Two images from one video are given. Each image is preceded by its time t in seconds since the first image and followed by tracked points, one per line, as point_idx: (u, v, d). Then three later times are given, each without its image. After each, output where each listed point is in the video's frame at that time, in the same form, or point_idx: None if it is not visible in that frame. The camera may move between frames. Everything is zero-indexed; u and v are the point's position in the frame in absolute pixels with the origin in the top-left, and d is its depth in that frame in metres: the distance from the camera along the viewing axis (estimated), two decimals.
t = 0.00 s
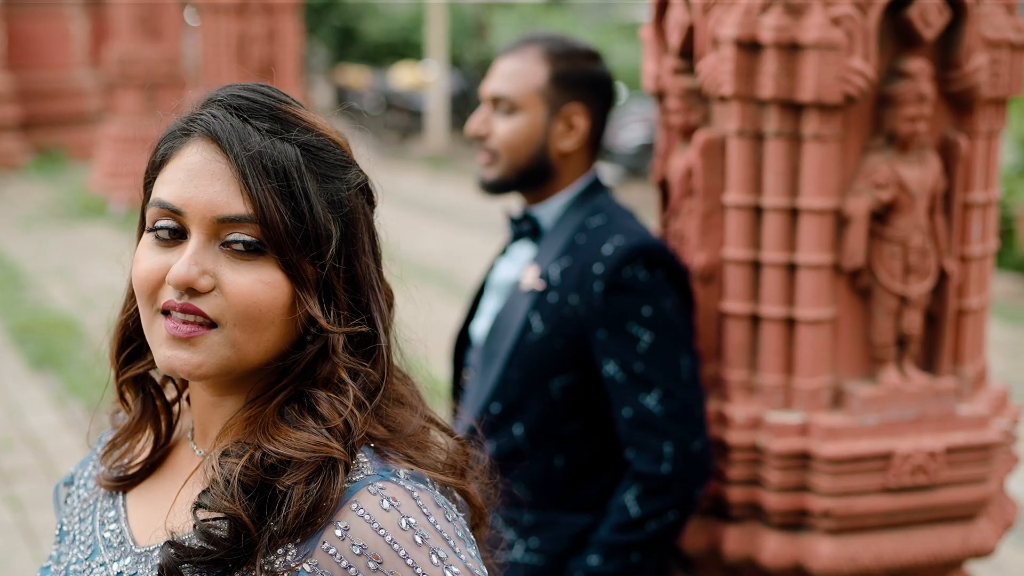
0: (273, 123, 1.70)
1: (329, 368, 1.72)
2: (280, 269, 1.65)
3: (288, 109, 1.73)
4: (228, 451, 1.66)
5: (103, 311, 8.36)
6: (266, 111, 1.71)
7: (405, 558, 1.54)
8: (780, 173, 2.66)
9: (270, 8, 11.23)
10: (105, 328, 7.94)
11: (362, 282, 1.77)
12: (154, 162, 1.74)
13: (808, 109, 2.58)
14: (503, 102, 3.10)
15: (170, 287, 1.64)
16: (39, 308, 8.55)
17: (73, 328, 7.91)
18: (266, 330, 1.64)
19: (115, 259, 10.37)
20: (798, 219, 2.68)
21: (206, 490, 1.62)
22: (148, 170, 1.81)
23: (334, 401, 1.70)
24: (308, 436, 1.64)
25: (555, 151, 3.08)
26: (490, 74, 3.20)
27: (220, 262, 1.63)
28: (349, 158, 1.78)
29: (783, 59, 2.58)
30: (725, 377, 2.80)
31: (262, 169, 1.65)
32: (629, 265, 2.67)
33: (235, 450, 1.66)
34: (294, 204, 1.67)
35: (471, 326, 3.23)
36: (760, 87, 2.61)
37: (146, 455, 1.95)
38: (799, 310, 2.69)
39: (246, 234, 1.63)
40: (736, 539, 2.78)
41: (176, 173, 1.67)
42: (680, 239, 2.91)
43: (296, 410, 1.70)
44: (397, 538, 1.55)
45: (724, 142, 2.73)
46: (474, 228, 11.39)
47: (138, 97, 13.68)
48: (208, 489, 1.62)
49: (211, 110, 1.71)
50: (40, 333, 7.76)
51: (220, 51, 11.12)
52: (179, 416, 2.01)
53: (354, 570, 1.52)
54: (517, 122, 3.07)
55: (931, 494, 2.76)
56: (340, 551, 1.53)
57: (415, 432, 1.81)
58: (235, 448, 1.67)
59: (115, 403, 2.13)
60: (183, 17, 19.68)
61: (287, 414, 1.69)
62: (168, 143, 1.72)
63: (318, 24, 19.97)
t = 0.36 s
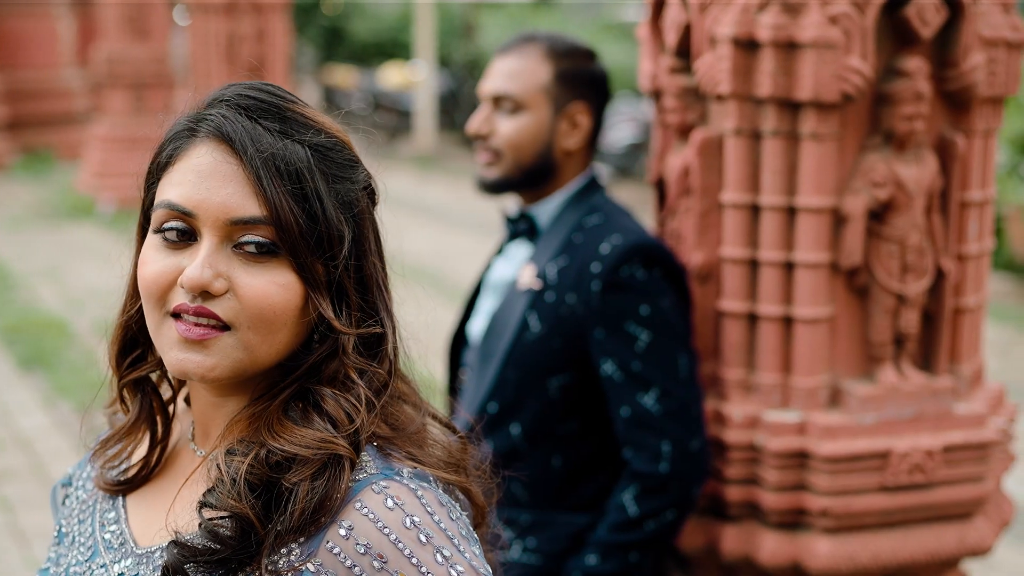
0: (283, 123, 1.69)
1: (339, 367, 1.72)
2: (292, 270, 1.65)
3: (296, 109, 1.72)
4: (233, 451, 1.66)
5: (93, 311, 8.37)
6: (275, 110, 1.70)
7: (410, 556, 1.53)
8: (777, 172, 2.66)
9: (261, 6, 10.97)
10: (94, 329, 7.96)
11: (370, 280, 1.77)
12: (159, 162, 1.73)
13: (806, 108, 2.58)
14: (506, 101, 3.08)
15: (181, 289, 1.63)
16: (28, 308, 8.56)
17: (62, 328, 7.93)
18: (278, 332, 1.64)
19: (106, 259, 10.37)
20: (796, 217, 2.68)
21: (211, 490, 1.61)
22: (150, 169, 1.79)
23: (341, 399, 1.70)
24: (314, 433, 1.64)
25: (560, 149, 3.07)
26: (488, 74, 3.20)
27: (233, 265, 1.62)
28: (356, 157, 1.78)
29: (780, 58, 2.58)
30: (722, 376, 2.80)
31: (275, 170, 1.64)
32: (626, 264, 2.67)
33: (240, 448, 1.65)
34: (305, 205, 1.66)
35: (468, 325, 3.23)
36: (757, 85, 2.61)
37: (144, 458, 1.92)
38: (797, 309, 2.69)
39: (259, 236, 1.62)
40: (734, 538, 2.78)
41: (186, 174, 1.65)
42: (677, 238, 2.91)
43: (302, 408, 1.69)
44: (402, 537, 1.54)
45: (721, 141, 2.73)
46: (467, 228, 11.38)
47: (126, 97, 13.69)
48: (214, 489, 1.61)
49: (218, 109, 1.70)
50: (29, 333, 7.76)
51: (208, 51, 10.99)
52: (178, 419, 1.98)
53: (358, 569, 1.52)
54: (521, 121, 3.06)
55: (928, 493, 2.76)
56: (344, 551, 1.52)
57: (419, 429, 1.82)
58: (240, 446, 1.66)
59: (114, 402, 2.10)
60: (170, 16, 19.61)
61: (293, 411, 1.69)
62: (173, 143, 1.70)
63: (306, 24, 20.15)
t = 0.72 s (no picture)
0: (291, 123, 1.68)
1: (347, 366, 1.72)
2: (303, 270, 1.64)
3: (303, 109, 1.71)
4: (239, 449, 1.65)
5: (81, 312, 8.37)
6: (281, 110, 1.69)
7: (415, 554, 1.53)
8: (774, 170, 2.66)
9: (251, 6, 10.82)
10: (83, 329, 7.97)
11: (377, 279, 1.77)
12: (163, 162, 1.71)
13: (803, 106, 2.58)
14: (509, 99, 3.07)
15: (192, 291, 1.62)
16: (17, 308, 8.56)
17: (51, 328, 7.93)
18: (289, 333, 1.63)
19: (95, 260, 10.36)
20: (793, 215, 2.68)
21: (216, 488, 1.61)
22: (152, 168, 1.77)
23: (347, 396, 1.69)
24: (321, 430, 1.63)
25: (561, 148, 3.07)
26: (485, 73, 3.19)
27: (244, 266, 1.61)
28: (360, 156, 1.78)
29: (778, 57, 2.57)
30: (720, 375, 2.79)
31: (285, 170, 1.63)
32: (624, 264, 2.66)
33: (245, 446, 1.65)
34: (315, 204, 1.66)
35: (464, 325, 3.22)
36: (755, 84, 2.61)
37: (145, 460, 1.91)
38: (795, 308, 2.68)
39: (271, 237, 1.62)
40: (732, 537, 2.77)
41: (194, 175, 1.64)
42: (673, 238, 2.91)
43: (308, 406, 1.69)
44: (407, 536, 1.53)
45: (718, 138, 2.73)
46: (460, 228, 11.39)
47: (115, 97, 13.77)
48: (219, 487, 1.61)
49: (224, 109, 1.68)
50: (16, 333, 7.76)
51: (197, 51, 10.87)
52: (179, 420, 1.97)
53: (364, 568, 1.51)
54: (524, 119, 3.05)
55: (926, 491, 2.76)
56: (350, 549, 1.52)
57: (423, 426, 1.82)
58: (245, 443, 1.66)
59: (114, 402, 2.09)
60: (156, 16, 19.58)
61: (299, 409, 1.68)
62: (179, 143, 1.69)
63: (292, 24, 19.62)
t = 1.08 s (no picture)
0: (295, 123, 1.67)
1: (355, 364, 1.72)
2: (312, 270, 1.64)
3: (307, 108, 1.70)
4: (244, 446, 1.64)
5: (69, 312, 8.37)
6: (285, 110, 1.68)
7: (421, 553, 1.52)
8: (770, 168, 2.65)
9: (239, 5, 10.53)
10: (70, 329, 7.97)
11: (382, 278, 1.77)
12: (166, 163, 1.69)
13: (799, 105, 2.57)
14: (511, 98, 3.06)
15: (203, 294, 1.60)
16: (5, 308, 8.56)
17: (38, 328, 7.94)
18: (299, 333, 1.62)
19: (81, 261, 10.36)
20: (790, 215, 2.68)
21: (221, 485, 1.60)
22: (152, 169, 1.76)
23: (355, 393, 1.69)
24: (328, 426, 1.63)
25: (562, 147, 3.07)
26: (482, 73, 3.18)
27: (255, 268, 1.60)
28: (363, 155, 1.77)
29: (775, 56, 2.57)
30: (717, 374, 2.79)
31: (294, 170, 1.63)
32: (621, 263, 2.66)
33: (251, 443, 1.64)
34: (323, 204, 1.66)
35: (460, 324, 3.21)
36: (752, 83, 2.61)
37: (145, 463, 1.90)
38: (792, 307, 2.68)
39: (281, 238, 1.61)
40: (729, 537, 2.77)
41: (201, 176, 1.63)
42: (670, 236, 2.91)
43: (315, 404, 1.68)
44: (412, 534, 1.53)
45: (714, 138, 2.72)
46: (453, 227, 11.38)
47: (101, 97, 13.81)
48: (225, 485, 1.60)
49: (228, 109, 1.67)
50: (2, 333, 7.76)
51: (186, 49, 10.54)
52: (179, 422, 1.96)
53: (369, 567, 1.51)
54: (526, 118, 3.04)
55: (923, 490, 2.76)
56: (355, 548, 1.51)
57: (427, 424, 1.82)
58: (250, 441, 1.65)
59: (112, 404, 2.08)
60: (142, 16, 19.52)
61: (305, 407, 1.68)
62: (183, 144, 1.67)
63: (280, 23, 19.50)
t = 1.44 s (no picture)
0: (302, 123, 1.67)
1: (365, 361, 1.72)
2: (324, 269, 1.64)
3: (311, 107, 1.70)
4: (252, 442, 1.64)
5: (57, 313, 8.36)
6: (291, 110, 1.67)
7: (428, 551, 1.51)
8: (768, 168, 2.65)
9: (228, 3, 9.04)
10: (59, 330, 7.97)
11: (388, 276, 1.77)
12: (171, 166, 1.68)
13: (798, 103, 2.57)
14: (514, 98, 3.05)
15: (216, 298, 1.59)
16: None
17: (27, 329, 7.93)
18: (313, 333, 1.62)
19: (71, 262, 10.35)
20: (788, 214, 2.67)
21: (229, 482, 1.59)
22: (154, 171, 1.74)
23: (365, 388, 1.69)
24: (339, 421, 1.63)
25: (564, 145, 3.08)
26: (479, 72, 3.18)
27: (268, 270, 1.60)
28: (366, 155, 1.77)
29: (773, 55, 2.57)
30: (715, 373, 2.79)
31: (304, 170, 1.62)
32: (619, 262, 2.65)
33: (260, 439, 1.64)
34: (334, 203, 1.66)
35: (456, 325, 3.21)
36: (750, 81, 2.60)
37: (145, 466, 1.89)
38: (790, 306, 2.68)
39: (294, 238, 1.61)
40: (728, 537, 2.77)
41: (209, 180, 1.62)
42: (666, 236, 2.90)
43: (324, 401, 1.68)
44: (419, 532, 1.52)
45: (712, 137, 2.72)
46: (447, 228, 11.38)
47: (89, 97, 13.84)
48: (234, 481, 1.59)
49: (234, 110, 1.66)
50: None
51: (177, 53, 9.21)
52: (179, 426, 1.94)
53: (377, 566, 1.50)
54: (529, 118, 3.03)
55: (921, 489, 2.75)
56: (363, 547, 1.50)
57: (433, 422, 1.82)
58: (258, 436, 1.64)
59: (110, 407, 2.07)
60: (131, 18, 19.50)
61: (314, 403, 1.67)
62: (188, 147, 1.66)
63: (268, 23, 19.33)
